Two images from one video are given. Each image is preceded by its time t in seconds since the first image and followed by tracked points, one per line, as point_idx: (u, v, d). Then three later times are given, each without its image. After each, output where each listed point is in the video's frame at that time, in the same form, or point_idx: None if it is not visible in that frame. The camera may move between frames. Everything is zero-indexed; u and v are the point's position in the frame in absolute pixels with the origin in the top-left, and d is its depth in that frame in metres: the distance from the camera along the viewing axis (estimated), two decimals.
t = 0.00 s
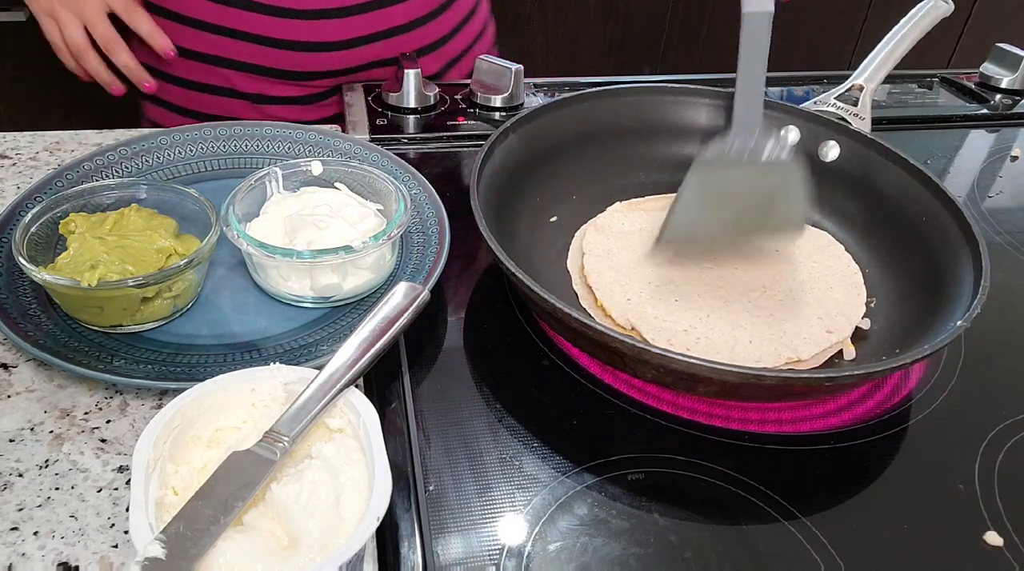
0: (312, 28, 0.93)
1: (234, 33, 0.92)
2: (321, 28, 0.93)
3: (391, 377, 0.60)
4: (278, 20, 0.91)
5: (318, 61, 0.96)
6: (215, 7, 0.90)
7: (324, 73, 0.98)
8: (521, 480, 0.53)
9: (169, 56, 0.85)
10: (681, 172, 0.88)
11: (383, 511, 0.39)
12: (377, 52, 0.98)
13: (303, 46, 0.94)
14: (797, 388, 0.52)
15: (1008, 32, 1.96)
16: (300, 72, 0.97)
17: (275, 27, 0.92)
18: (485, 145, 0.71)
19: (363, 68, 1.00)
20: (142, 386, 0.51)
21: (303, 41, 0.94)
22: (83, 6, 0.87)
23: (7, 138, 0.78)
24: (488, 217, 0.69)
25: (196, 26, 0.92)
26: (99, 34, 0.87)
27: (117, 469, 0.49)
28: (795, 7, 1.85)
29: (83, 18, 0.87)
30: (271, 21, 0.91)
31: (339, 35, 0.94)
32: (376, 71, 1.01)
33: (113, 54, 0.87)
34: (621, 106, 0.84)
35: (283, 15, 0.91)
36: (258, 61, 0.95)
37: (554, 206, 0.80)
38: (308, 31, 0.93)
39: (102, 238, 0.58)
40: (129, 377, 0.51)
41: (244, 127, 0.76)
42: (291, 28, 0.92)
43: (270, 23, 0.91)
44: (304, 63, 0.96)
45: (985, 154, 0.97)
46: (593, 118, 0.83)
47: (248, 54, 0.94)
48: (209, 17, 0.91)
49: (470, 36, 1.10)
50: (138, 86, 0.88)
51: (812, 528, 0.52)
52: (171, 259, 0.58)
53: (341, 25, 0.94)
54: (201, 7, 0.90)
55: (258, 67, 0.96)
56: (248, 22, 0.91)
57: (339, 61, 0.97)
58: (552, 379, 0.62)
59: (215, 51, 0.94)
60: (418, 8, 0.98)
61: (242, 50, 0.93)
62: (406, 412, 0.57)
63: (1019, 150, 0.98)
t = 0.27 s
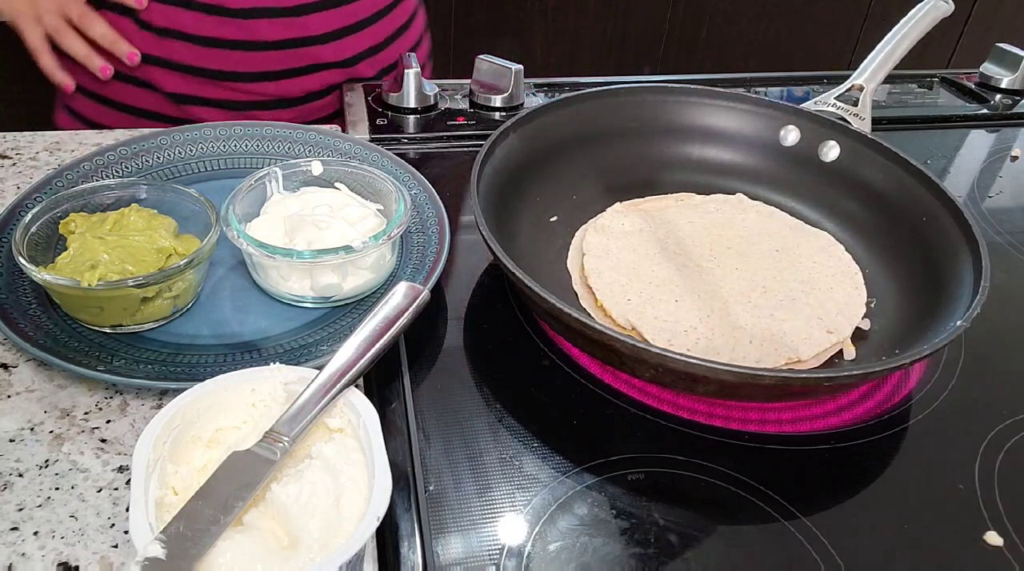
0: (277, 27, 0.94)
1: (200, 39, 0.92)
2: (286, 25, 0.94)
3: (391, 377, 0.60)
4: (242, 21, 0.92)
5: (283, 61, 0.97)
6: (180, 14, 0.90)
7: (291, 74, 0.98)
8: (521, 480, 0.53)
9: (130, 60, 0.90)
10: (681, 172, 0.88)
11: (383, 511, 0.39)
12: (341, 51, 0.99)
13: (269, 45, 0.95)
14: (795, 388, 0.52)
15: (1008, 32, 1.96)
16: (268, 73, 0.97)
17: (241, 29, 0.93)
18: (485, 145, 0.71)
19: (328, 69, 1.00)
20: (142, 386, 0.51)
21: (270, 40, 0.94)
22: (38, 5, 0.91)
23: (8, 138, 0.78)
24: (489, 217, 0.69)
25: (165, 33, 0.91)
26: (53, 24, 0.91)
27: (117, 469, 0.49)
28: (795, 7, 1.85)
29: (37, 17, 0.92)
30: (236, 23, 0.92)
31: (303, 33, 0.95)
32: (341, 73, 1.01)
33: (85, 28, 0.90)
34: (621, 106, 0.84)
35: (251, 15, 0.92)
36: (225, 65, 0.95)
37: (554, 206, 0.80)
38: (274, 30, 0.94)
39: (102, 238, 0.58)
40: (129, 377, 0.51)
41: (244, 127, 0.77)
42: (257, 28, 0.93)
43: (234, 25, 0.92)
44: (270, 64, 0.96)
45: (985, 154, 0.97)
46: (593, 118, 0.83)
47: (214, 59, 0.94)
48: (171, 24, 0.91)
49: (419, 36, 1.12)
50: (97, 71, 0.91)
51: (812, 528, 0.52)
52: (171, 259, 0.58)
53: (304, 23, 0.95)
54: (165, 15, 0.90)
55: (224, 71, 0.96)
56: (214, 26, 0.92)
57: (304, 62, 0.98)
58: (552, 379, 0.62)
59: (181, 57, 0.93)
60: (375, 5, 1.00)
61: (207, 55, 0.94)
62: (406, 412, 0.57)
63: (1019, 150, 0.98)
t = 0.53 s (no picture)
0: (242, 39, 0.93)
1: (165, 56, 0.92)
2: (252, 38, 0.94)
3: (391, 377, 0.60)
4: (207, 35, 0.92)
5: (253, 74, 0.97)
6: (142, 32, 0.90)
7: (263, 87, 0.98)
8: (521, 480, 0.53)
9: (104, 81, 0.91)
10: (681, 172, 0.88)
11: (383, 511, 0.39)
12: (311, 62, 0.99)
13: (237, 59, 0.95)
14: (794, 388, 0.52)
15: (1008, 31, 1.96)
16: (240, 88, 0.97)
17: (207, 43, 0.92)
18: (485, 145, 0.71)
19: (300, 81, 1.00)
20: (142, 386, 0.51)
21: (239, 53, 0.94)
22: None
23: (8, 138, 0.78)
24: (488, 217, 0.69)
25: (129, 52, 0.91)
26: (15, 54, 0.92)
27: (117, 469, 0.49)
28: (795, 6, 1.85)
29: None
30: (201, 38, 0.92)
31: (272, 44, 0.95)
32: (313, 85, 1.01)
33: (49, 57, 0.91)
34: (621, 106, 0.84)
35: (215, 30, 0.92)
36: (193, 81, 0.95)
37: (554, 206, 0.80)
38: (239, 43, 0.94)
39: (102, 238, 0.58)
40: (129, 377, 0.51)
41: (245, 127, 0.77)
42: (224, 42, 0.93)
43: (203, 39, 0.92)
44: (239, 77, 0.96)
45: (985, 154, 0.97)
46: (593, 118, 0.83)
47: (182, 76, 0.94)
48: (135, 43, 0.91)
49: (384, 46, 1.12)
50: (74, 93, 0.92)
51: (812, 528, 0.52)
52: (171, 259, 0.58)
53: (272, 34, 0.95)
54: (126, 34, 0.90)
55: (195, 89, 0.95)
56: (178, 42, 0.91)
57: (274, 74, 0.98)
58: (552, 379, 0.62)
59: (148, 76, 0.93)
60: (343, 15, 1.00)
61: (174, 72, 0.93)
62: (406, 412, 0.57)
63: (1019, 150, 0.98)
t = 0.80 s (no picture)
0: (226, 53, 0.93)
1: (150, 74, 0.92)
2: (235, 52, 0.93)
3: (391, 377, 0.60)
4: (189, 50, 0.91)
5: (238, 88, 0.96)
6: (124, 51, 0.90)
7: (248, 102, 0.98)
8: (521, 480, 0.53)
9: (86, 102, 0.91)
10: (681, 172, 0.88)
11: (383, 511, 0.39)
12: (295, 74, 0.99)
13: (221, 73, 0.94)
14: (794, 388, 0.52)
15: (1009, 31, 1.96)
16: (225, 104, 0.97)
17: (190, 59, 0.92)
18: (485, 145, 0.71)
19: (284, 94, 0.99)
20: (142, 386, 0.51)
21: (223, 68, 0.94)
22: None
23: (7, 138, 0.78)
24: (488, 217, 0.69)
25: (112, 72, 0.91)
26: None
27: (117, 469, 0.49)
28: (795, 7, 1.85)
29: None
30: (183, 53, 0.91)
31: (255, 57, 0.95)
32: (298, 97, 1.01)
33: (28, 78, 0.91)
34: (621, 105, 0.84)
35: (199, 44, 0.91)
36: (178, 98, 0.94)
37: (554, 206, 0.80)
38: (222, 57, 0.93)
39: (102, 238, 0.58)
40: (129, 377, 0.51)
41: (245, 127, 0.77)
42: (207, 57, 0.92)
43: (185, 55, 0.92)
44: (224, 92, 0.96)
45: (985, 154, 0.97)
46: (593, 118, 0.83)
47: (165, 94, 0.93)
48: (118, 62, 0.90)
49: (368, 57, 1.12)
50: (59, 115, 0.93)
51: (812, 528, 0.52)
52: (171, 259, 0.58)
53: (255, 47, 0.94)
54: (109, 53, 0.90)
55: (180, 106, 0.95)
56: (161, 60, 0.91)
57: (259, 88, 0.97)
58: (552, 379, 0.62)
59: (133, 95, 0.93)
60: (327, 26, 1.00)
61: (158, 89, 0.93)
62: (406, 412, 0.57)
63: (1019, 150, 0.98)
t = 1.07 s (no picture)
0: (223, 74, 0.94)
1: (150, 98, 0.93)
2: (232, 72, 0.95)
3: (391, 377, 0.60)
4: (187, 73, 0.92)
5: (238, 108, 0.98)
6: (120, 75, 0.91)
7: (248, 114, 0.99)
8: (521, 480, 0.53)
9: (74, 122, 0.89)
10: (680, 172, 0.88)
11: (383, 512, 0.39)
12: (294, 90, 1.00)
13: (220, 94, 0.96)
14: (794, 388, 0.52)
15: (1009, 31, 1.96)
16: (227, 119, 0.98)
17: (189, 81, 0.93)
18: (485, 145, 0.71)
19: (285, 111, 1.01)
20: (142, 386, 0.51)
21: (222, 87, 0.95)
22: None
23: (7, 138, 0.78)
24: (488, 217, 0.69)
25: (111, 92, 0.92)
26: None
27: (117, 469, 0.49)
28: (795, 7, 1.85)
29: None
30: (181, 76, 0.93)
31: (252, 76, 0.96)
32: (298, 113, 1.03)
33: (15, 103, 0.91)
34: (621, 105, 0.84)
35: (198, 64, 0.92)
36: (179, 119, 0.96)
37: (554, 206, 0.80)
38: (221, 76, 0.94)
39: (102, 238, 0.58)
40: (129, 377, 0.51)
41: (244, 127, 0.77)
42: (206, 79, 0.94)
43: (185, 76, 0.93)
44: (226, 110, 0.97)
45: (986, 154, 0.97)
46: (593, 118, 0.83)
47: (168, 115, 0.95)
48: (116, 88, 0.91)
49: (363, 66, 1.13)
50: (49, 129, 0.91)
51: (812, 528, 0.52)
52: (171, 259, 0.58)
53: (252, 65, 0.95)
54: (106, 79, 0.91)
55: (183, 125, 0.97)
56: (159, 82, 0.92)
57: (259, 105, 0.99)
58: (552, 379, 0.62)
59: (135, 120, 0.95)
60: (322, 42, 1.01)
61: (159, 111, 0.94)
62: (406, 412, 0.57)
63: (1019, 150, 0.98)
